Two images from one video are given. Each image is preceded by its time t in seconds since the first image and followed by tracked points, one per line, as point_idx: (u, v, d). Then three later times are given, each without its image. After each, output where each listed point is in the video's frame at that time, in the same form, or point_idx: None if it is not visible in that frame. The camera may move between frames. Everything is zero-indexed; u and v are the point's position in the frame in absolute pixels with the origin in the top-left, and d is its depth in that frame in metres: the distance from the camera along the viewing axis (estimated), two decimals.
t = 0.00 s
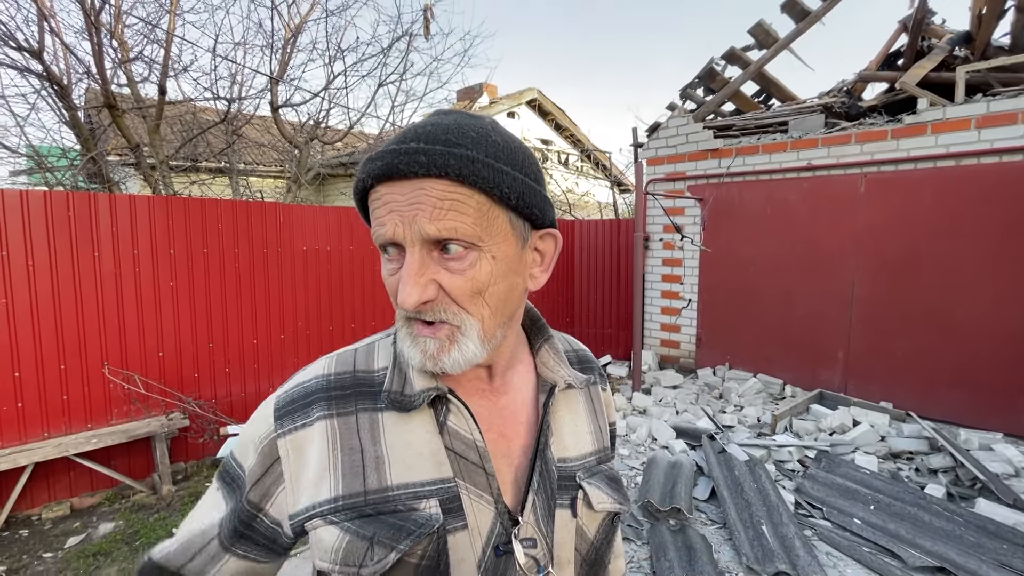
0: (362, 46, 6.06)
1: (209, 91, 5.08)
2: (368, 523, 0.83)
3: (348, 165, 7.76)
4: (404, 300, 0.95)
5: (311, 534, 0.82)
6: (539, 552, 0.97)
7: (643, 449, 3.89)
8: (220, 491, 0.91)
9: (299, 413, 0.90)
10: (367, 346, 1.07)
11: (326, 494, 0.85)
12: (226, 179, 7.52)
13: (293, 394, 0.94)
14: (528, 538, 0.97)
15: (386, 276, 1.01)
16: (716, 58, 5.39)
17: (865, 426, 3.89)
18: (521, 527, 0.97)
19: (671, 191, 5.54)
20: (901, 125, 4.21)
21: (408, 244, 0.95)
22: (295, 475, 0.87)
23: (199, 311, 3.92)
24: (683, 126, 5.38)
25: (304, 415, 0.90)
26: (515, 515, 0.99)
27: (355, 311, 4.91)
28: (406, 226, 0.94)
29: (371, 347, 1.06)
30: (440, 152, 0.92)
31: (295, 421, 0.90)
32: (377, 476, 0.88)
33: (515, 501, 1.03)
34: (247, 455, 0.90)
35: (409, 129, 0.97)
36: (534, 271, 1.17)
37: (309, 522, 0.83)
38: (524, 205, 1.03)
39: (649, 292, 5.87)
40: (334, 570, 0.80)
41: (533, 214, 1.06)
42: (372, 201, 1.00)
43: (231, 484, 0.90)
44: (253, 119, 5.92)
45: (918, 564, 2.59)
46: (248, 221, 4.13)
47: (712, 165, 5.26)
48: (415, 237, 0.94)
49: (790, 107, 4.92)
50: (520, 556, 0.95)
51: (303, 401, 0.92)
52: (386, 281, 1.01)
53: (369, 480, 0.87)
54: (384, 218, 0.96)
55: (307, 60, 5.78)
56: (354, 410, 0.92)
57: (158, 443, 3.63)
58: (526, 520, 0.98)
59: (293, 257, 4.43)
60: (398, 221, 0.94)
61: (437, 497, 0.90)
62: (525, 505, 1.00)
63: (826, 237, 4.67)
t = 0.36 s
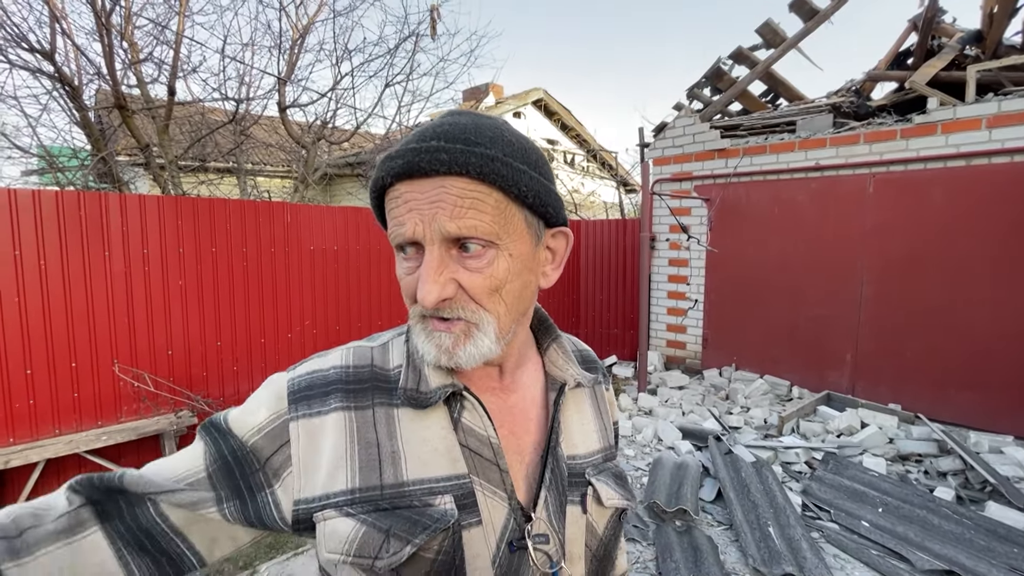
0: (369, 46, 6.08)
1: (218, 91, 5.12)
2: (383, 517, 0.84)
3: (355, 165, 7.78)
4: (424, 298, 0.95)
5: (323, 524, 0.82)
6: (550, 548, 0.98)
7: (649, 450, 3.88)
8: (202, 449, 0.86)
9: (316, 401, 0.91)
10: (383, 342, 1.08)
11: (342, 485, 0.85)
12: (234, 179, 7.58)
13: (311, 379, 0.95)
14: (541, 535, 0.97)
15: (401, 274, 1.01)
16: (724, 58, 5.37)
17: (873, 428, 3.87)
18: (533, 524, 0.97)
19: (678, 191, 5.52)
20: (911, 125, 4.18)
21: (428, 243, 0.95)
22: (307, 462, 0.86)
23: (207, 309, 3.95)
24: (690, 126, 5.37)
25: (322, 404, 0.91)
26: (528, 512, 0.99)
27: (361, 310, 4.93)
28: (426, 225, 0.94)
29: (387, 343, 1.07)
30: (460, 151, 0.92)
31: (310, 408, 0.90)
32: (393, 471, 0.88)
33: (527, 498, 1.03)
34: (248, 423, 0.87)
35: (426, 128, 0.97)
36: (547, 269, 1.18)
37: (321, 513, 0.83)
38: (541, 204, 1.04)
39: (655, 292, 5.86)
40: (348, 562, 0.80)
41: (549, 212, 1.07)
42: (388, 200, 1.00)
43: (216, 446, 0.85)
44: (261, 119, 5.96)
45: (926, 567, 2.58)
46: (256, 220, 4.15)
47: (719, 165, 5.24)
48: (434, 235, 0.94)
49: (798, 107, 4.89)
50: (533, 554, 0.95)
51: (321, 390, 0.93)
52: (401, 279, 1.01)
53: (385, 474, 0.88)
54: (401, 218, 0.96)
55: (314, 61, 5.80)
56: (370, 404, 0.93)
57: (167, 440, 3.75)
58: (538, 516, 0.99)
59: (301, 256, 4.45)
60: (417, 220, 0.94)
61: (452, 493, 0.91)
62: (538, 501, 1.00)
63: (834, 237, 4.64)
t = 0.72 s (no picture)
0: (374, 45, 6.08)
1: (224, 90, 5.13)
2: (402, 519, 0.83)
3: (359, 164, 7.79)
4: (482, 291, 0.95)
5: (341, 533, 0.82)
6: (561, 541, 0.99)
7: (653, 450, 3.88)
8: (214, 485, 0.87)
9: (320, 412, 0.89)
10: (381, 342, 1.04)
11: (355, 492, 0.84)
12: (240, 178, 7.61)
13: (310, 391, 0.93)
14: (551, 530, 0.98)
15: (440, 268, 0.97)
16: (729, 57, 5.35)
17: (879, 429, 3.85)
18: (544, 518, 0.98)
19: (682, 191, 5.50)
20: (918, 124, 4.15)
21: (486, 238, 0.95)
22: (317, 474, 0.85)
23: (213, 307, 3.97)
24: (695, 125, 5.35)
25: (325, 413, 0.89)
26: (538, 506, 1.00)
27: (366, 309, 4.94)
28: (485, 218, 0.94)
29: (386, 343, 1.03)
30: (520, 151, 0.94)
31: (314, 420, 0.89)
32: (406, 473, 0.87)
33: (536, 491, 1.04)
34: (251, 450, 0.87)
35: (477, 124, 0.96)
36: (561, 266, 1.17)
37: (337, 521, 0.83)
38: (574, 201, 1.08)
39: (659, 292, 5.85)
40: (370, 568, 0.80)
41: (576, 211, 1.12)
42: (433, 193, 0.96)
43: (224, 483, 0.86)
44: (267, 118, 5.97)
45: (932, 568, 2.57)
46: (262, 219, 4.17)
47: (724, 164, 5.22)
48: (493, 229, 0.94)
49: (804, 106, 4.87)
50: (545, 548, 0.96)
51: (323, 399, 0.91)
52: (442, 273, 0.97)
53: (398, 476, 0.86)
54: (454, 209, 0.94)
55: (320, 60, 5.81)
56: (377, 407, 0.91)
57: (173, 437, 3.70)
58: (548, 509, 1.00)
59: (306, 255, 4.47)
60: (476, 213, 0.93)
61: (467, 490, 0.90)
62: (547, 495, 1.01)
63: (840, 237, 4.62)
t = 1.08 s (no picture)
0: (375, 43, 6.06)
1: (224, 89, 5.13)
2: (414, 558, 0.79)
3: (360, 163, 7.79)
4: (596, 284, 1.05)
5: None
6: (563, 530, 1.02)
7: (653, 449, 3.88)
8: None
9: (304, 467, 0.83)
10: (344, 365, 0.93)
11: (360, 543, 0.79)
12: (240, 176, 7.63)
13: (283, 450, 0.84)
14: (552, 522, 1.00)
15: (567, 269, 0.96)
16: (730, 56, 5.35)
17: (878, 429, 3.86)
18: (545, 511, 1.00)
19: (683, 190, 5.50)
20: (918, 124, 4.15)
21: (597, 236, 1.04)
22: (319, 530, 0.82)
23: (213, 305, 3.98)
24: (696, 125, 5.34)
25: (311, 466, 0.83)
26: (537, 501, 1.01)
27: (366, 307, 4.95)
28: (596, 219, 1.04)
29: (350, 366, 0.93)
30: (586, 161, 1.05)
31: (302, 477, 0.82)
32: (409, 507, 0.82)
33: (532, 486, 1.04)
34: (241, 535, 0.83)
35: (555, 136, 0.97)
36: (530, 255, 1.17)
37: None
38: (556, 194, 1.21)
39: (659, 292, 5.85)
40: None
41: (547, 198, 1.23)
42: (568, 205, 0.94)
43: (223, 569, 0.85)
44: (267, 117, 5.97)
45: (931, 568, 2.57)
46: (262, 217, 4.17)
47: (724, 164, 5.22)
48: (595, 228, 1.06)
49: (804, 106, 4.87)
50: (550, 542, 0.98)
51: (303, 452, 0.83)
52: (569, 275, 0.97)
53: (400, 513, 0.81)
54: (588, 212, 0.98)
55: (320, 58, 5.80)
56: (361, 445, 0.84)
57: (173, 436, 3.68)
58: (548, 502, 1.01)
59: (306, 253, 4.47)
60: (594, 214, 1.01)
61: (471, 509, 0.86)
62: (544, 489, 1.02)
63: (840, 237, 4.62)
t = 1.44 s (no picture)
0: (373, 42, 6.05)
1: (222, 87, 5.10)
2: (428, 568, 0.80)
3: (358, 162, 7.78)
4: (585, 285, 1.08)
5: None
6: (562, 522, 1.02)
7: (651, 448, 3.89)
8: None
9: (301, 482, 0.79)
10: (333, 371, 0.90)
11: (370, 558, 0.79)
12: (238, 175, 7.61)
13: (276, 464, 0.79)
14: (552, 517, 0.99)
15: (561, 268, 0.98)
16: (728, 56, 5.36)
17: (876, 428, 3.86)
18: (545, 507, 1.00)
19: (681, 190, 5.51)
20: (916, 124, 4.16)
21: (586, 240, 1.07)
22: (317, 550, 0.80)
23: (211, 303, 3.96)
24: (694, 124, 5.35)
25: (308, 480, 0.80)
26: (535, 496, 1.01)
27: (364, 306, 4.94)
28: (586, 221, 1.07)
29: (339, 372, 0.90)
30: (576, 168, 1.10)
31: (299, 492, 0.79)
32: (417, 516, 0.82)
33: (530, 481, 1.04)
34: (221, 562, 0.76)
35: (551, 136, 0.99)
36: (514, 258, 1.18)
37: None
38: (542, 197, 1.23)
39: (657, 291, 5.86)
40: None
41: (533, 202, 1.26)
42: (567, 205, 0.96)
43: None
44: (265, 115, 5.95)
45: (928, 567, 2.57)
46: (260, 216, 4.16)
47: (723, 163, 5.22)
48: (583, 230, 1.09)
49: (802, 105, 4.87)
50: (551, 537, 0.98)
51: (298, 466, 0.79)
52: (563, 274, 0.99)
53: (409, 523, 0.82)
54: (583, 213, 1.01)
55: (319, 57, 5.78)
56: (361, 455, 0.83)
57: (170, 435, 3.67)
58: (547, 497, 1.01)
59: (304, 252, 4.46)
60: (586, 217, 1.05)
61: (478, 512, 0.87)
62: (541, 483, 1.02)
63: (838, 237, 4.63)
